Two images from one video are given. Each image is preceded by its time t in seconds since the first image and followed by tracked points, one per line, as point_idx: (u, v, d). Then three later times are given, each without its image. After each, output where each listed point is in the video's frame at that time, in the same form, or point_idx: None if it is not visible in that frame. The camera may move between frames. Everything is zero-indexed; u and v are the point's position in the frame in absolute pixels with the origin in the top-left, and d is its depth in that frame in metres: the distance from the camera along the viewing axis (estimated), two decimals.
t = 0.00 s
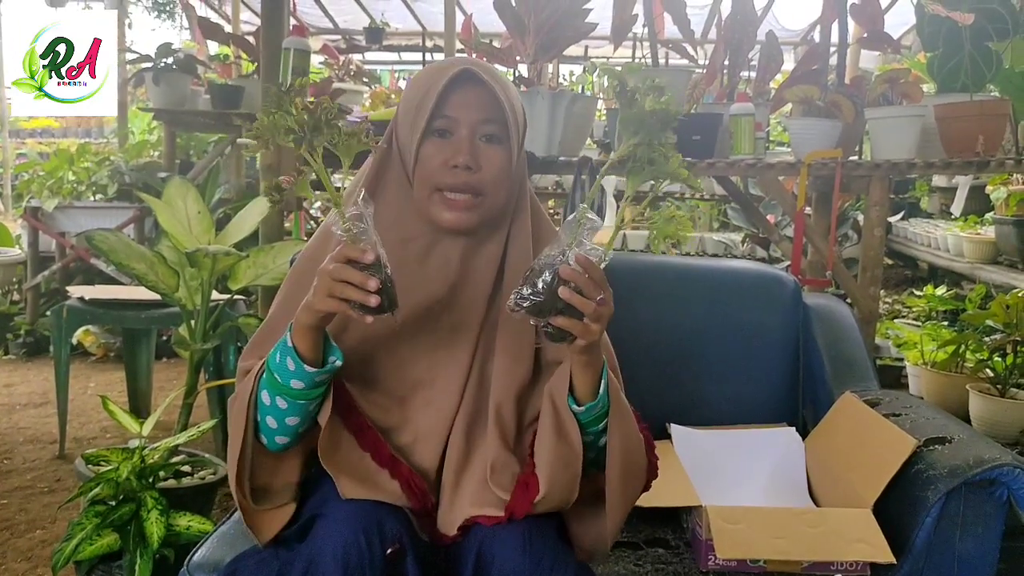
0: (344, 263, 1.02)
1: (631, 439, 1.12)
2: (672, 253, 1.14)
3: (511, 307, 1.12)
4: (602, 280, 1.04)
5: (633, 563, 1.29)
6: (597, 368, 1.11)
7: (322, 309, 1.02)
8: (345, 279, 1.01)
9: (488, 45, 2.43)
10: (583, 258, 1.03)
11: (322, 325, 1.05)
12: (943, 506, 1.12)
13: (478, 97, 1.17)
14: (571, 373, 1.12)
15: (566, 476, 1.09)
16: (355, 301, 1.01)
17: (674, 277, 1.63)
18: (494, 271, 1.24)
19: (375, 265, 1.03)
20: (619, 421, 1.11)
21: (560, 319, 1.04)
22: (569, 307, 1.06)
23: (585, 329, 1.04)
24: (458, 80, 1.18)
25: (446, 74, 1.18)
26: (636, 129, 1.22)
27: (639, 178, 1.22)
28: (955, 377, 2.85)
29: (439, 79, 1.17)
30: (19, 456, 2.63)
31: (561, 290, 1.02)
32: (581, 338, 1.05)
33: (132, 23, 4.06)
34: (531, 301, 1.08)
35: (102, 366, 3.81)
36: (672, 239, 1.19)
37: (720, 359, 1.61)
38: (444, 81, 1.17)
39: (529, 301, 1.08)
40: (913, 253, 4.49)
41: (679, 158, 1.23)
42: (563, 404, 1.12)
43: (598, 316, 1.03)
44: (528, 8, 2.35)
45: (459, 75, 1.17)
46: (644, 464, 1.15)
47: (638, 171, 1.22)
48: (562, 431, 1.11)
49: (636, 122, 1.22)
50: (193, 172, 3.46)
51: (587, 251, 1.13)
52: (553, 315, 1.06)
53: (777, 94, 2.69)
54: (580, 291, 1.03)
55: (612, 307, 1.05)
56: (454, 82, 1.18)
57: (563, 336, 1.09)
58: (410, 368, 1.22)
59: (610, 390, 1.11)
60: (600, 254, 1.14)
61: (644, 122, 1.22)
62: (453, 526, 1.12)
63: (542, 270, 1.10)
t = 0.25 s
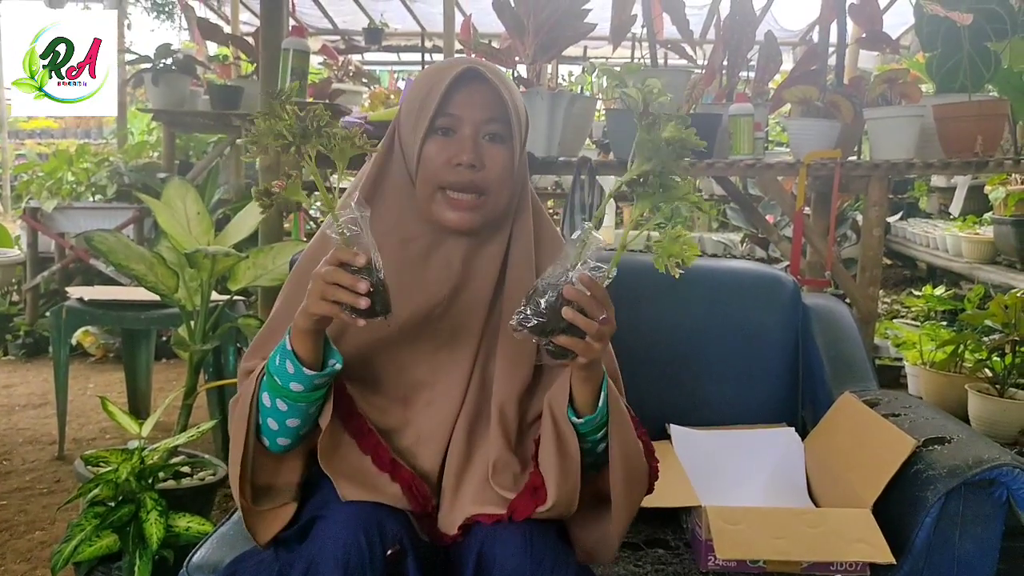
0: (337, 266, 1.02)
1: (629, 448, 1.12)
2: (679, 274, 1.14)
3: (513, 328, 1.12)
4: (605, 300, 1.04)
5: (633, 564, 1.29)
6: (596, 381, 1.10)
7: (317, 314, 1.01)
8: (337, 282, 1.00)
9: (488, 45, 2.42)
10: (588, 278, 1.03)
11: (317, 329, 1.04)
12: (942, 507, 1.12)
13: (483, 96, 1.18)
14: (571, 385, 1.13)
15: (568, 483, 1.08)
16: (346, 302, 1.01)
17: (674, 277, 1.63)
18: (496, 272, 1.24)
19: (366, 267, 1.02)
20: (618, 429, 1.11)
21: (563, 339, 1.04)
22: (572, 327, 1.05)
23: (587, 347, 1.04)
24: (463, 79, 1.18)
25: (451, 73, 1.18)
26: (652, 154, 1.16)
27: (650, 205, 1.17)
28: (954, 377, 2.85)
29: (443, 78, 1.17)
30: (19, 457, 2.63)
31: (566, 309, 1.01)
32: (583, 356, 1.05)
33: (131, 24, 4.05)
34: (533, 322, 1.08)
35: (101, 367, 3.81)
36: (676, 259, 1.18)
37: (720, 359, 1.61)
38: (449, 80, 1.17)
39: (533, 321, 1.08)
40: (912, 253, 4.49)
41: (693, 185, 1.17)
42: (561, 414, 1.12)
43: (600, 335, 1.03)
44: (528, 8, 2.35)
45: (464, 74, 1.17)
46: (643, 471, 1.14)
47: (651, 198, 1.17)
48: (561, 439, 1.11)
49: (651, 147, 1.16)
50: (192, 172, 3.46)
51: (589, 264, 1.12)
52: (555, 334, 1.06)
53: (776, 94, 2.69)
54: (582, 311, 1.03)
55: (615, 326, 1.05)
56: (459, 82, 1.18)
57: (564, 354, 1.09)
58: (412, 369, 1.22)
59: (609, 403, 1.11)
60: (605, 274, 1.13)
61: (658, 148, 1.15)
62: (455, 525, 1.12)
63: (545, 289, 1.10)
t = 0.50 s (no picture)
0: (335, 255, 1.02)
1: (629, 447, 1.12)
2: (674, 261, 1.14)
3: (515, 326, 1.11)
4: (605, 294, 1.04)
5: (633, 565, 1.29)
6: (597, 378, 1.10)
7: (314, 303, 1.01)
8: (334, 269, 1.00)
9: (486, 46, 2.40)
10: (587, 274, 1.03)
11: (314, 319, 1.03)
12: (942, 507, 1.12)
13: (488, 94, 1.18)
14: (572, 383, 1.12)
15: (567, 482, 1.08)
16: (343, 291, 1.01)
17: (675, 277, 1.63)
18: (498, 270, 1.24)
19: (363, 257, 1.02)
20: (618, 429, 1.11)
21: (564, 334, 1.04)
22: (574, 323, 1.05)
23: (589, 343, 1.04)
24: (469, 77, 1.18)
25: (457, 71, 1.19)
26: (637, 142, 1.17)
27: (642, 192, 1.17)
28: (953, 377, 2.85)
29: (449, 75, 1.17)
30: (17, 459, 2.63)
31: (566, 305, 1.02)
32: (584, 352, 1.05)
33: (130, 26, 4.06)
34: (537, 318, 1.08)
35: (100, 368, 3.80)
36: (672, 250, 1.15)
37: (720, 359, 1.61)
38: (455, 77, 1.17)
39: (534, 318, 1.08)
40: (911, 253, 4.50)
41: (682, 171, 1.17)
42: (563, 413, 1.11)
43: (601, 330, 1.03)
44: (526, 9, 2.35)
45: (470, 72, 1.18)
46: (643, 470, 1.14)
47: (639, 183, 1.17)
48: (561, 438, 1.10)
49: (637, 135, 1.17)
50: (191, 174, 3.46)
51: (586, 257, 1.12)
52: (556, 331, 1.06)
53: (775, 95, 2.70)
54: (583, 307, 1.03)
55: (615, 320, 1.05)
56: (465, 80, 1.18)
57: (565, 350, 1.09)
58: (412, 368, 1.22)
59: (609, 400, 1.11)
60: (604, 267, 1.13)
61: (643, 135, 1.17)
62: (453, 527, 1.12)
63: (545, 286, 1.10)
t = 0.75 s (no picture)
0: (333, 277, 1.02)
1: (629, 452, 1.12)
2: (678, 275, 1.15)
3: (514, 337, 1.11)
4: (605, 307, 1.04)
5: (632, 566, 1.28)
6: (597, 385, 1.10)
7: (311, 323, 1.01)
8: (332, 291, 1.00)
9: (485, 47, 2.41)
10: (588, 287, 1.03)
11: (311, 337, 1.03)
12: (941, 507, 1.12)
13: (490, 98, 1.18)
14: (571, 390, 1.12)
15: (568, 486, 1.08)
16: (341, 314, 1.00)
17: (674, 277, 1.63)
18: (499, 272, 1.24)
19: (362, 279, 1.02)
20: (618, 434, 1.11)
21: (564, 347, 1.04)
22: (573, 336, 1.05)
23: (587, 355, 1.04)
24: (471, 80, 1.18)
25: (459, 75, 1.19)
26: (647, 158, 1.15)
27: (645, 209, 1.17)
28: (952, 377, 2.85)
29: (451, 79, 1.17)
30: (16, 460, 2.63)
31: (565, 318, 1.02)
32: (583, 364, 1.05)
33: (128, 27, 4.05)
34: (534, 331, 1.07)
35: (98, 369, 3.80)
36: (674, 261, 1.19)
37: (719, 359, 1.61)
38: (457, 81, 1.17)
39: (532, 331, 1.07)
40: (910, 254, 4.50)
41: (689, 188, 1.17)
42: (561, 421, 1.11)
43: (600, 342, 1.04)
44: (525, 10, 2.36)
45: (472, 76, 1.18)
46: (643, 476, 1.14)
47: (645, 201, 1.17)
48: (560, 442, 1.10)
49: (646, 151, 1.16)
50: (190, 175, 3.46)
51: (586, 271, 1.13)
52: (553, 343, 1.06)
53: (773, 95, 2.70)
54: (582, 319, 1.03)
55: (615, 333, 1.05)
56: (467, 82, 1.18)
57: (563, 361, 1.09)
58: (413, 370, 1.22)
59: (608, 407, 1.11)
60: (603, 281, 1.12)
61: (653, 152, 1.15)
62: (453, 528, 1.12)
63: (543, 299, 1.10)
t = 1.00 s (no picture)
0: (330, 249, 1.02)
1: (629, 449, 1.12)
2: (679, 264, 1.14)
3: (514, 326, 1.11)
4: (606, 295, 1.04)
5: (631, 566, 1.29)
6: (599, 378, 1.10)
7: (308, 297, 1.01)
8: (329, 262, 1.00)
9: (484, 48, 2.41)
10: (588, 275, 1.03)
11: (307, 312, 1.03)
12: (940, 507, 1.12)
13: (491, 96, 1.18)
14: (574, 384, 1.12)
15: (568, 484, 1.08)
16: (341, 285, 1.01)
17: (674, 277, 1.64)
18: (501, 270, 1.24)
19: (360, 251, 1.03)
20: (619, 430, 1.11)
21: (564, 335, 1.04)
22: (574, 324, 1.05)
23: (589, 345, 1.04)
24: (472, 78, 1.18)
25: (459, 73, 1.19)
26: (645, 147, 1.16)
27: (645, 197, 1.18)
28: (951, 377, 2.85)
29: (452, 78, 1.17)
30: (15, 461, 2.62)
31: (566, 306, 1.02)
32: (585, 353, 1.05)
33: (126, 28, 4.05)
34: (535, 317, 1.08)
35: (97, 370, 3.80)
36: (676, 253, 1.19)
37: (719, 358, 1.61)
38: (457, 80, 1.17)
39: (533, 318, 1.08)
40: (908, 254, 4.50)
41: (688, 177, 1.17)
42: (564, 415, 1.12)
43: (601, 331, 1.03)
44: (524, 11, 2.36)
45: (473, 74, 1.18)
46: (642, 474, 1.14)
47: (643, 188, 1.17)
48: (562, 436, 1.11)
49: (645, 140, 1.16)
50: (188, 176, 3.46)
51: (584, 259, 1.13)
52: (556, 331, 1.06)
53: (772, 96, 2.70)
54: (583, 308, 1.03)
55: (615, 322, 1.05)
56: (467, 81, 1.18)
57: (565, 350, 1.09)
58: (414, 366, 1.22)
59: (610, 401, 1.11)
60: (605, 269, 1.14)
61: (651, 141, 1.16)
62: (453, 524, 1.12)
63: (544, 287, 1.10)
